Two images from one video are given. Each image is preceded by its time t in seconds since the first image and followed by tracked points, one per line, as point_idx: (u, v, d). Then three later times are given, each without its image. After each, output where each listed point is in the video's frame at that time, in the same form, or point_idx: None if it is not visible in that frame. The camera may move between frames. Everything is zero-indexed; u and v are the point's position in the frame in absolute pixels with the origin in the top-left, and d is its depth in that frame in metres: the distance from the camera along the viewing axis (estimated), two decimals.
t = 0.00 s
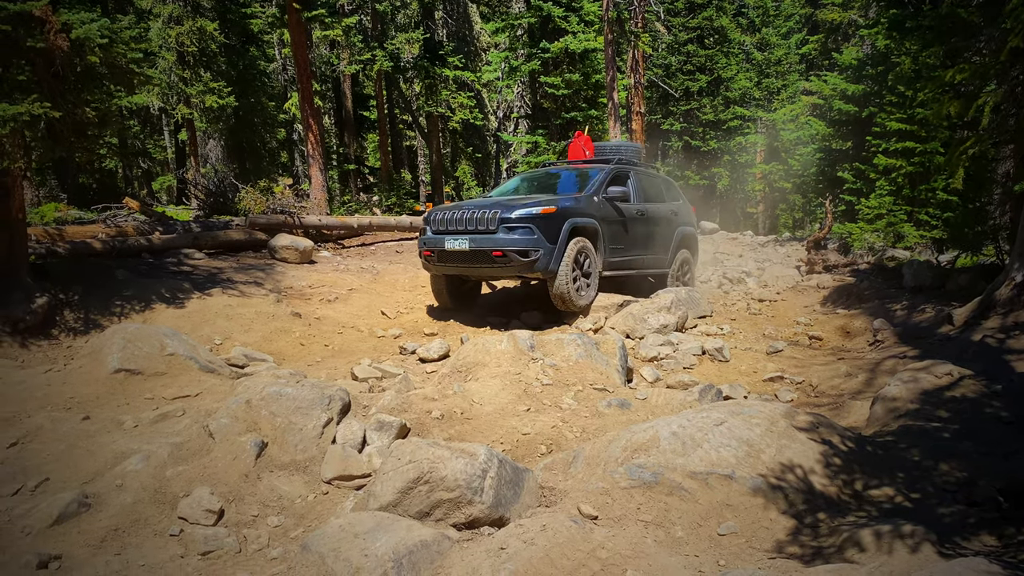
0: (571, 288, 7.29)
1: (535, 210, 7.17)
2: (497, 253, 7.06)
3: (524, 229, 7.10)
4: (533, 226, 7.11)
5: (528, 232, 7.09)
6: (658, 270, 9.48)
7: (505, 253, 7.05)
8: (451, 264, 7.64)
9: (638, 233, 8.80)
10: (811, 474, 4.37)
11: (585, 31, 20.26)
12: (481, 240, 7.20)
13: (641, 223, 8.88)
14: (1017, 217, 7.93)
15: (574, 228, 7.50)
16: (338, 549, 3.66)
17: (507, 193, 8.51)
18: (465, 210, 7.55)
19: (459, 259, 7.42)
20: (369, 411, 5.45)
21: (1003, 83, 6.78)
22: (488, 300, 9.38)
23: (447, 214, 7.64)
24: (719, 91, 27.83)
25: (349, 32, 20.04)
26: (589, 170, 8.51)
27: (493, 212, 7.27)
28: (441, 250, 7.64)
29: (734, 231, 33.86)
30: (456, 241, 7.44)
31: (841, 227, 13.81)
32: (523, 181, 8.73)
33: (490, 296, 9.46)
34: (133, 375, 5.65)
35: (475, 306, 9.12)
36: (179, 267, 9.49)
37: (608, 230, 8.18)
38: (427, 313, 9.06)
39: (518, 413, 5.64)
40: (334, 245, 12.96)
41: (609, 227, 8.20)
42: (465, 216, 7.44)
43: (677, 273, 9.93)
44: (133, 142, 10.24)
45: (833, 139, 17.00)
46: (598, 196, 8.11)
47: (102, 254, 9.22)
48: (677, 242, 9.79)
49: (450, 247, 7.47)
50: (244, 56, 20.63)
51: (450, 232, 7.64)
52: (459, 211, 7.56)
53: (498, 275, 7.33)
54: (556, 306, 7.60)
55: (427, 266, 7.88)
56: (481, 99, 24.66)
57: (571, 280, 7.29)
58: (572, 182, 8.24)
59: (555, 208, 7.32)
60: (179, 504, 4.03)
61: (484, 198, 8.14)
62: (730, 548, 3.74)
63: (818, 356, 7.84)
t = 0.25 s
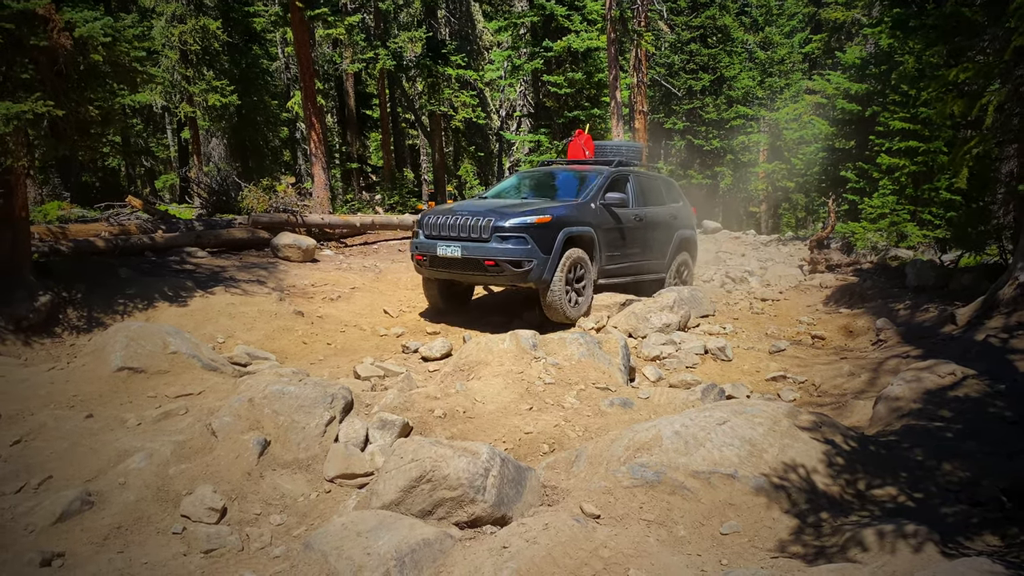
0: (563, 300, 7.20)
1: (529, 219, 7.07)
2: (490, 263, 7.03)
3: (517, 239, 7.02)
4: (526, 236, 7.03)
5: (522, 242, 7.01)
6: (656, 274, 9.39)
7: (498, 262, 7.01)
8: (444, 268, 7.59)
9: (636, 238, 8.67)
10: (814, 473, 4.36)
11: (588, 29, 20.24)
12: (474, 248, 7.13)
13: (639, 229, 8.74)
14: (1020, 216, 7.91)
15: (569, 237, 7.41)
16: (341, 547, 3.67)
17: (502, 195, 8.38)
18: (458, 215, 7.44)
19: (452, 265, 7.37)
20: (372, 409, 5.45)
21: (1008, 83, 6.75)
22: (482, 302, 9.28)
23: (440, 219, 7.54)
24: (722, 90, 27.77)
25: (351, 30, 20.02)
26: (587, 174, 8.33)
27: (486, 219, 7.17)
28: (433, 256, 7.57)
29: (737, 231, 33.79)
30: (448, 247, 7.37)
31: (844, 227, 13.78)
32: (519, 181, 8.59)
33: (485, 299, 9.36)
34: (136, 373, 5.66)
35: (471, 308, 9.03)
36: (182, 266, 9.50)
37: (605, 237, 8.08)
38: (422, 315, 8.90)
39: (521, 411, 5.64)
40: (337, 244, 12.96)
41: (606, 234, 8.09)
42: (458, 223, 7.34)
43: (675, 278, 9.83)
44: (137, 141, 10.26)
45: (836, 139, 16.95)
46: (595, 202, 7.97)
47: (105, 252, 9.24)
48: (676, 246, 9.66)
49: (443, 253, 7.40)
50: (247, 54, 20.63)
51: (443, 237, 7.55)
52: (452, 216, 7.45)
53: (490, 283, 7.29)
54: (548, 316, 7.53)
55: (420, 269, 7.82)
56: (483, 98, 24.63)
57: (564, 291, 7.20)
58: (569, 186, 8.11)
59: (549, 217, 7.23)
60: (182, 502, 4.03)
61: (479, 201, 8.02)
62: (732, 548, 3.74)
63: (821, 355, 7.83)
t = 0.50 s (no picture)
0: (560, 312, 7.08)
1: (527, 231, 6.86)
2: (486, 275, 6.82)
3: (514, 251, 6.81)
4: (524, 248, 6.83)
5: (519, 254, 6.80)
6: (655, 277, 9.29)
7: (494, 275, 6.80)
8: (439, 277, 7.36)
9: (636, 244, 8.54)
10: (816, 473, 4.35)
11: (591, 28, 20.25)
12: (469, 259, 6.91)
13: (639, 234, 8.60)
14: None
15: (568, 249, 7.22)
16: (343, 546, 3.67)
17: (499, 199, 8.15)
18: (454, 223, 7.20)
19: (447, 275, 7.15)
20: (375, 408, 5.45)
21: (1011, 82, 6.72)
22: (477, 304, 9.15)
23: (435, 226, 7.31)
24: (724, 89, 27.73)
25: (355, 29, 20.02)
26: (587, 179, 8.13)
27: (483, 229, 6.94)
28: (427, 264, 7.34)
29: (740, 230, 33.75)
30: (444, 256, 7.14)
31: (847, 226, 13.74)
32: (517, 185, 8.36)
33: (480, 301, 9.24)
34: (139, 372, 5.67)
35: (467, 309, 8.89)
36: (185, 264, 9.51)
37: (604, 246, 7.89)
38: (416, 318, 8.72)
39: (523, 410, 5.64)
40: (340, 243, 12.96)
41: (605, 242, 7.91)
42: (454, 231, 7.12)
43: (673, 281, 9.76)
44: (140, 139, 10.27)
45: (839, 138, 16.92)
46: (594, 209, 7.79)
47: (108, 250, 9.26)
48: (675, 248, 9.54)
49: (437, 262, 7.18)
50: (250, 53, 20.66)
51: (438, 245, 7.33)
52: (447, 224, 7.22)
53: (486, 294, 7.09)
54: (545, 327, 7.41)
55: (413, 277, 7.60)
56: (486, 96, 24.63)
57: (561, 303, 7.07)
58: (568, 193, 7.90)
59: (548, 228, 7.02)
60: (185, 500, 4.04)
61: (475, 206, 7.79)
62: (734, 547, 3.74)
63: (824, 355, 7.81)
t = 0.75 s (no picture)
0: (558, 315, 7.06)
1: (525, 234, 6.81)
2: (483, 279, 6.79)
3: (512, 255, 6.77)
4: (521, 252, 6.79)
5: (516, 258, 6.77)
6: (653, 277, 9.27)
7: (492, 279, 6.78)
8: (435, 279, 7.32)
9: (634, 244, 8.51)
10: (818, 472, 4.34)
11: (594, 27, 20.25)
12: (466, 262, 6.87)
13: (637, 234, 8.57)
14: None
15: (566, 252, 7.19)
16: (346, 544, 3.68)
17: (496, 199, 8.09)
18: (450, 226, 7.15)
19: (443, 278, 7.12)
20: (377, 407, 5.44)
21: (1015, 81, 6.67)
22: (472, 305, 9.08)
23: (431, 229, 7.25)
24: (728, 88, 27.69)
25: (357, 28, 20.01)
26: (585, 179, 8.08)
27: (480, 232, 6.90)
28: (423, 266, 7.30)
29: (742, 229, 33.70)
30: (440, 259, 7.10)
31: (851, 226, 13.66)
32: (514, 184, 8.29)
33: (475, 302, 9.16)
34: (142, 371, 5.68)
35: (464, 311, 8.79)
36: (188, 263, 9.52)
37: (602, 247, 7.85)
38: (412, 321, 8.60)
39: (526, 409, 5.64)
40: (342, 242, 12.97)
41: (603, 243, 7.87)
42: (451, 234, 7.07)
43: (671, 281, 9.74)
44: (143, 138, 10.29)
45: (842, 137, 16.89)
46: (592, 211, 7.74)
47: (111, 249, 9.27)
48: (673, 248, 9.51)
49: (433, 265, 7.14)
50: (253, 52, 20.67)
51: (434, 247, 7.29)
52: (444, 227, 7.17)
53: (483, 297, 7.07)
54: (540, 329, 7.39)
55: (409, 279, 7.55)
56: (489, 95, 24.62)
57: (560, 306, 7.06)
58: (566, 193, 7.84)
59: (545, 231, 6.99)
60: (187, 499, 4.04)
61: (472, 206, 7.73)
62: (737, 547, 3.73)
63: (827, 355, 7.80)
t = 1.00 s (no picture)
0: (555, 317, 7.06)
1: (522, 235, 6.79)
2: (479, 280, 6.77)
3: (509, 256, 6.75)
4: (518, 253, 6.77)
5: (513, 259, 6.75)
6: (652, 277, 9.24)
7: (488, 280, 6.75)
8: (430, 280, 7.29)
9: (633, 244, 8.48)
10: (821, 472, 4.33)
11: (597, 27, 20.26)
12: (463, 264, 6.85)
13: (636, 234, 8.54)
14: None
15: (564, 253, 7.16)
16: (349, 543, 3.68)
17: (493, 199, 8.07)
18: (447, 227, 7.13)
19: (440, 279, 7.09)
20: (380, 406, 5.44)
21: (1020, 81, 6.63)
22: (468, 305, 9.03)
23: (427, 230, 7.22)
24: (731, 87, 27.67)
25: (361, 27, 20.03)
26: (583, 179, 8.05)
27: (477, 233, 6.87)
28: (419, 267, 7.28)
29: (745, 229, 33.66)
30: (437, 261, 7.08)
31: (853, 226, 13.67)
32: (511, 184, 8.27)
33: (471, 302, 9.11)
34: (145, 369, 5.69)
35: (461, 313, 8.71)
36: (191, 262, 9.53)
37: (600, 248, 7.82)
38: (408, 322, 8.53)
39: (529, 408, 5.64)
40: (345, 241, 12.98)
41: (602, 244, 7.84)
42: (447, 235, 7.04)
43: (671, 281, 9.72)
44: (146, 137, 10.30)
45: (845, 137, 16.87)
46: (590, 211, 7.71)
47: (114, 248, 9.29)
48: (673, 248, 9.48)
49: (430, 267, 7.11)
50: (257, 51, 20.72)
51: (430, 248, 7.26)
52: (440, 228, 7.15)
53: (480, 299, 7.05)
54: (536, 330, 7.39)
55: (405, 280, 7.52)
56: (491, 95, 24.63)
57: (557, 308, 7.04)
58: (564, 194, 7.81)
59: (543, 232, 6.96)
60: (191, 497, 4.05)
61: (468, 207, 7.71)
62: (739, 546, 3.73)
63: (829, 354, 7.79)
